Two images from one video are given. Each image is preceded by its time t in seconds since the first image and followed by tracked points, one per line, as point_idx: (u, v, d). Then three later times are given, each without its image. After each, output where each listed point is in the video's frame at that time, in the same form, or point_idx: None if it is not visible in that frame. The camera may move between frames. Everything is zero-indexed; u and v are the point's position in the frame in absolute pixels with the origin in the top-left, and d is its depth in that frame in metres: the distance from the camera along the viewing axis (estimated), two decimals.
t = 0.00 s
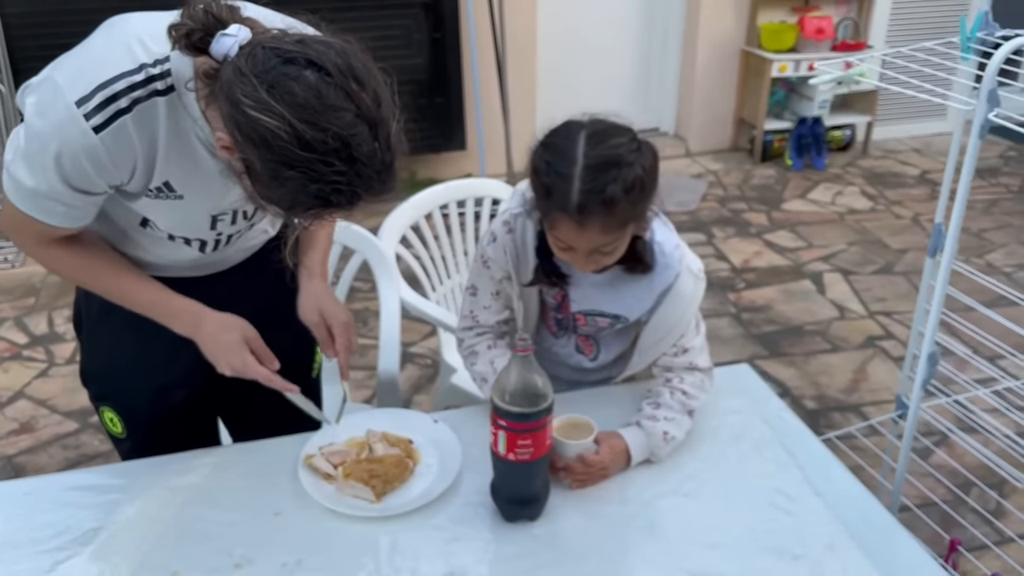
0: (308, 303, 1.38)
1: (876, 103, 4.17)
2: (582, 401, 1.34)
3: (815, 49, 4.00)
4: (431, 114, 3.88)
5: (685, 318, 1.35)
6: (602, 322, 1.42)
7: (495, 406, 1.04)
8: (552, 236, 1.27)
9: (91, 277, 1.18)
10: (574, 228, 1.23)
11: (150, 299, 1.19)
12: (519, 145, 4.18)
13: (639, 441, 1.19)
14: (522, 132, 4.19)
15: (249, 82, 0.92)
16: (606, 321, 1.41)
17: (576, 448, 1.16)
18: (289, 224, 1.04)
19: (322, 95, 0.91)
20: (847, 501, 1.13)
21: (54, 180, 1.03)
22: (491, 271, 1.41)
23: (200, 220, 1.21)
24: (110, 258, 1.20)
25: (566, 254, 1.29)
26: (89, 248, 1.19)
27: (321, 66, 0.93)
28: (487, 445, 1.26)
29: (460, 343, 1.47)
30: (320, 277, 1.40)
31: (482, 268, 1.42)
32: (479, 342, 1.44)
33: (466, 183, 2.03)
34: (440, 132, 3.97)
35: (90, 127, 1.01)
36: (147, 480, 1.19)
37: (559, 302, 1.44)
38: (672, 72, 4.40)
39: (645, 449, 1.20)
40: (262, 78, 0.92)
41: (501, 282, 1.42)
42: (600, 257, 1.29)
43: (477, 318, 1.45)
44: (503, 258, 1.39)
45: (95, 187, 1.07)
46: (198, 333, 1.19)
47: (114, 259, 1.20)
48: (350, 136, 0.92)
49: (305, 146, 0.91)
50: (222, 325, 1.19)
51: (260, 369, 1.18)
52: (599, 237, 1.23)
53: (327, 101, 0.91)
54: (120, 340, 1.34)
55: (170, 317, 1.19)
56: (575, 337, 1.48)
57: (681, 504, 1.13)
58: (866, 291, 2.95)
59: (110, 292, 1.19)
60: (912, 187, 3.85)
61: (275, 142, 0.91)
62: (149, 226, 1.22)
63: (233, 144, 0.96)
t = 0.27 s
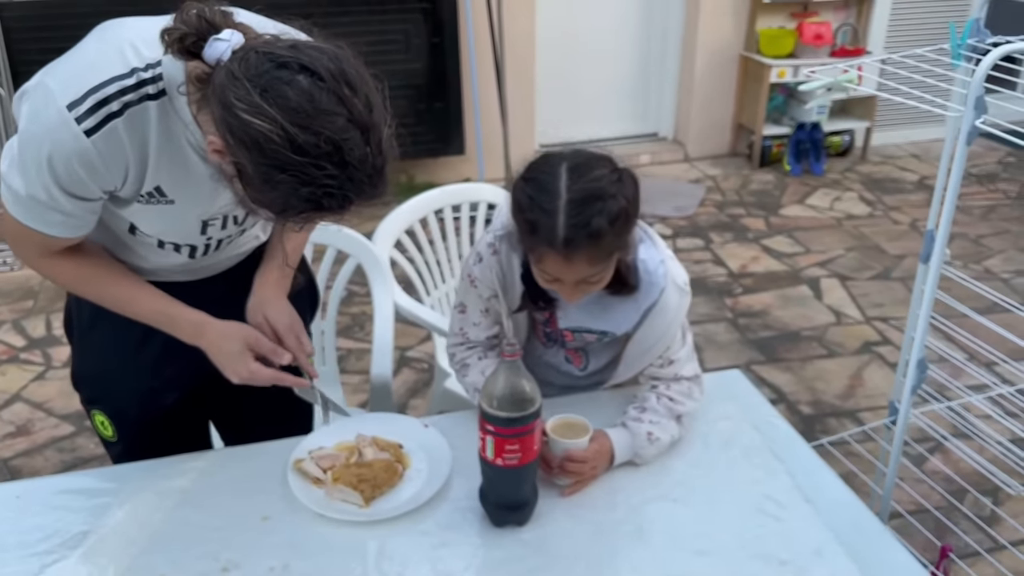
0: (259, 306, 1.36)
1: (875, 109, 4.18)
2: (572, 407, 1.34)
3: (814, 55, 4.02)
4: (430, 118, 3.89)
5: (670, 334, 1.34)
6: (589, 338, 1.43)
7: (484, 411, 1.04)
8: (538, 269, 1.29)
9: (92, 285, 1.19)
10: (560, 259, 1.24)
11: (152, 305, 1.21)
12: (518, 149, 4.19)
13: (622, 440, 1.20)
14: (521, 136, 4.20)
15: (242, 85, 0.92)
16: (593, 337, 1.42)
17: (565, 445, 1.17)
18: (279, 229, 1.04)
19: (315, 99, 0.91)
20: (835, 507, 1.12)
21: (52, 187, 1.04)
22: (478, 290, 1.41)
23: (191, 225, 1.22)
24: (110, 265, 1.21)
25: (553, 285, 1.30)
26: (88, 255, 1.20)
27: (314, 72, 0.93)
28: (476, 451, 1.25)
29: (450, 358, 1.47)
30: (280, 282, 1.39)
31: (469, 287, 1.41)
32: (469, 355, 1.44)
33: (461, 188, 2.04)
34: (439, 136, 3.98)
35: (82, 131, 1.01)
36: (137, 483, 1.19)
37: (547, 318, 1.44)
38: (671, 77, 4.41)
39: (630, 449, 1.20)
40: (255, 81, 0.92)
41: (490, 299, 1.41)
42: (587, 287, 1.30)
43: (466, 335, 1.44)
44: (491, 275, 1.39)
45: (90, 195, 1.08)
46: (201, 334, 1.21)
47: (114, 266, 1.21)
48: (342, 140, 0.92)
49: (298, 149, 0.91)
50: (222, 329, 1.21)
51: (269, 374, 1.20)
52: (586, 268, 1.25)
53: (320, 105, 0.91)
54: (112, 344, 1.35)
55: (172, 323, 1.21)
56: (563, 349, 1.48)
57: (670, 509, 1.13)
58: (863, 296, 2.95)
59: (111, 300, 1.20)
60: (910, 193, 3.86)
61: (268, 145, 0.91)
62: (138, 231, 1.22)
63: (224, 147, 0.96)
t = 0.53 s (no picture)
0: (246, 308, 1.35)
1: (876, 113, 4.18)
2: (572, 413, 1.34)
3: (815, 60, 4.01)
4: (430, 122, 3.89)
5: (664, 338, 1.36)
6: (586, 343, 1.43)
7: (483, 418, 1.04)
8: (535, 288, 1.30)
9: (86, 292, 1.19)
10: (559, 279, 1.25)
11: (147, 315, 1.20)
12: (519, 153, 4.19)
13: (621, 410, 1.22)
14: (521, 140, 4.20)
15: (249, 90, 0.91)
16: (590, 342, 1.43)
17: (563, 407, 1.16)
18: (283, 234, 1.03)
19: (323, 105, 0.91)
20: (836, 515, 1.12)
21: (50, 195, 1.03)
22: (474, 296, 1.43)
23: (191, 232, 1.22)
24: (106, 275, 1.20)
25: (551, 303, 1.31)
26: (84, 264, 1.20)
27: (322, 78, 0.92)
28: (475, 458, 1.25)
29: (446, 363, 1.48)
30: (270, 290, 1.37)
31: (466, 292, 1.44)
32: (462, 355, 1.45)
33: (461, 194, 2.04)
34: (440, 140, 3.99)
35: (84, 137, 1.01)
36: (134, 490, 1.19)
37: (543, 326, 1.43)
38: (672, 81, 4.42)
39: (628, 421, 1.23)
40: (263, 86, 0.91)
41: (486, 304, 1.43)
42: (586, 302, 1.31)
43: (462, 340, 1.46)
44: (486, 282, 1.42)
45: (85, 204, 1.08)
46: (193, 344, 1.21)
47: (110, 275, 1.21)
48: (350, 146, 0.91)
49: (306, 155, 0.90)
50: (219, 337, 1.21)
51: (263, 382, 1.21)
52: (584, 286, 1.26)
53: (328, 111, 0.90)
54: (109, 351, 1.34)
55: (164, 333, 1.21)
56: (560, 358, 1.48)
57: (670, 517, 1.13)
58: (864, 301, 2.95)
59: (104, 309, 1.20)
60: (911, 198, 3.86)
61: (275, 150, 0.90)
62: (138, 237, 1.22)
63: (230, 152, 0.95)
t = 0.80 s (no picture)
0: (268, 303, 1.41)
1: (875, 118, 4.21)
2: (573, 419, 1.36)
3: (813, 65, 4.03)
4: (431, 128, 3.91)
5: (656, 327, 1.48)
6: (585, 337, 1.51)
7: (484, 423, 1.05)
8: (536, 281, 1.33)
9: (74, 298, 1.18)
10: (559, 269, 1.28)
11: (136, 325, 1.20)
12: (519, 158, 4.21)
13: (618, 362, 1.33)
14: (522, 145, 4.23)
15: (257, 100, 0.93)
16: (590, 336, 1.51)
17: (569, 347, 1.27)
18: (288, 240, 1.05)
19: (330, 114, 0.92)
20: (836, 520, 1.13)
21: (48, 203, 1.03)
22: (474, 288, 1.53)
23: (194, 239, 1.25)
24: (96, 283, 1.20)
25: (551, 296, 1.34)
26: (79, 272, 1.19)
27: (328, 87, 0.94)
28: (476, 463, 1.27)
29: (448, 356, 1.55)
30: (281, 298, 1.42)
31: (467, 285, 1.53)
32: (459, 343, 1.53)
33: (461, 199, 2.06)
34: (440, 145, 4.01)
35: (87, 145, 1.02)
36: (136, 495, 1.20)
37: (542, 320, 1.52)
38: (671, 86, 4.45)
39: (624, 373, 1.33)
40: (270, 96, 0.93)
41: (487, 298, 1.54)
42: (585, 296, 1.34)
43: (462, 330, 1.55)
44: (487, 277, 1.52)
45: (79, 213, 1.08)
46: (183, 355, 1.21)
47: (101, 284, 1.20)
48: (357, 155, 0.93)
49: (313, 164, 0.92)
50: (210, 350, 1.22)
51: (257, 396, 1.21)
52: (585, 275, 1.29)
53: (335, 120, 0.92)
54: (109, 361, 1.36)
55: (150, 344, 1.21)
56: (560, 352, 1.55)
57: (671, 522, 1.14)
58: (863, 305, 2.97)
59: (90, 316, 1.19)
60: (910, 203, 3.88)
61: (283, 160, 0.92)
62: (140, 245, 1.24)
63: (237, 160, 0.97)
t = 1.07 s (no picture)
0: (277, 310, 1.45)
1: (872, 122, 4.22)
2: (571, 424, 1.36)
3: (811, 69, 4.04)
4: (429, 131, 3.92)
5: (649, 325, 1.49)
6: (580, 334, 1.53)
7: (483, 430, 1.05)
8: (532, 283, 1.33)
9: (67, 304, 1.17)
10: (555, 270, 1.28)
11: (130, 331, 1.21)
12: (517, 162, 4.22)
13: (614, 351, 1.37)
14: (520, 148, 4.24)
15: (256, 102, 0.93)
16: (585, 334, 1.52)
17: (565, 330, 1.26)
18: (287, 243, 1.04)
19: (330, 116, 0.92)
20: (834, 526, 1.14)
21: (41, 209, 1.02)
22: (472, 288, 1.54)
23: (190, 245, 1.25)
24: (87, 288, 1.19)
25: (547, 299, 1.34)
26: (70, 277, 1.18)
27: (328, 88, 0.94)
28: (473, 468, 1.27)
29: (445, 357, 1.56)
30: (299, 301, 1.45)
31: (463, 284, 1.54)
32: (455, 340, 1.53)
33: (460, 203, 2.06)
34: (439, 149, 4.02)
35: (81, 150, 1.01)
36: (133, 502, 1.20)
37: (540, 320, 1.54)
38: (670, 90, 4.46)
39: (619, 362, 1.38)
40: (270, 98, 0.92)
41: (484, 297, 1.55)
42: (582, 296, 1.34)
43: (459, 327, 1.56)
44: (484, 275, 1.53)
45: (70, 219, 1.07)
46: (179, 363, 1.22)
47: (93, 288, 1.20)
48: (357, 156, 0.93)
49: (315, 166, 0.92)
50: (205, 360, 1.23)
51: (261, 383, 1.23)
52: (580, 276, 1.29)
53: (335, 122, 0.92)
54: (105, 369, 1.35)
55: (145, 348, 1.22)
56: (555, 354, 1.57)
57: (668, 528, 1.14)
58: (861, 308, 2.97)
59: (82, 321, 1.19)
60: (908, 206, 3.89)
61: (284, 162, 0.92)
62: (135, 250, 1.24)
63: (236, 163, 0.96)
